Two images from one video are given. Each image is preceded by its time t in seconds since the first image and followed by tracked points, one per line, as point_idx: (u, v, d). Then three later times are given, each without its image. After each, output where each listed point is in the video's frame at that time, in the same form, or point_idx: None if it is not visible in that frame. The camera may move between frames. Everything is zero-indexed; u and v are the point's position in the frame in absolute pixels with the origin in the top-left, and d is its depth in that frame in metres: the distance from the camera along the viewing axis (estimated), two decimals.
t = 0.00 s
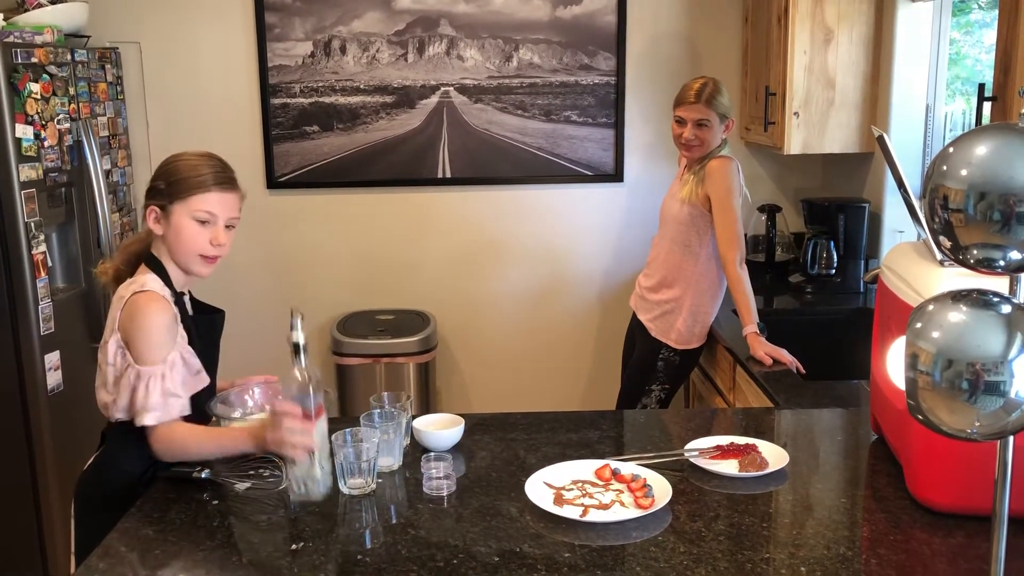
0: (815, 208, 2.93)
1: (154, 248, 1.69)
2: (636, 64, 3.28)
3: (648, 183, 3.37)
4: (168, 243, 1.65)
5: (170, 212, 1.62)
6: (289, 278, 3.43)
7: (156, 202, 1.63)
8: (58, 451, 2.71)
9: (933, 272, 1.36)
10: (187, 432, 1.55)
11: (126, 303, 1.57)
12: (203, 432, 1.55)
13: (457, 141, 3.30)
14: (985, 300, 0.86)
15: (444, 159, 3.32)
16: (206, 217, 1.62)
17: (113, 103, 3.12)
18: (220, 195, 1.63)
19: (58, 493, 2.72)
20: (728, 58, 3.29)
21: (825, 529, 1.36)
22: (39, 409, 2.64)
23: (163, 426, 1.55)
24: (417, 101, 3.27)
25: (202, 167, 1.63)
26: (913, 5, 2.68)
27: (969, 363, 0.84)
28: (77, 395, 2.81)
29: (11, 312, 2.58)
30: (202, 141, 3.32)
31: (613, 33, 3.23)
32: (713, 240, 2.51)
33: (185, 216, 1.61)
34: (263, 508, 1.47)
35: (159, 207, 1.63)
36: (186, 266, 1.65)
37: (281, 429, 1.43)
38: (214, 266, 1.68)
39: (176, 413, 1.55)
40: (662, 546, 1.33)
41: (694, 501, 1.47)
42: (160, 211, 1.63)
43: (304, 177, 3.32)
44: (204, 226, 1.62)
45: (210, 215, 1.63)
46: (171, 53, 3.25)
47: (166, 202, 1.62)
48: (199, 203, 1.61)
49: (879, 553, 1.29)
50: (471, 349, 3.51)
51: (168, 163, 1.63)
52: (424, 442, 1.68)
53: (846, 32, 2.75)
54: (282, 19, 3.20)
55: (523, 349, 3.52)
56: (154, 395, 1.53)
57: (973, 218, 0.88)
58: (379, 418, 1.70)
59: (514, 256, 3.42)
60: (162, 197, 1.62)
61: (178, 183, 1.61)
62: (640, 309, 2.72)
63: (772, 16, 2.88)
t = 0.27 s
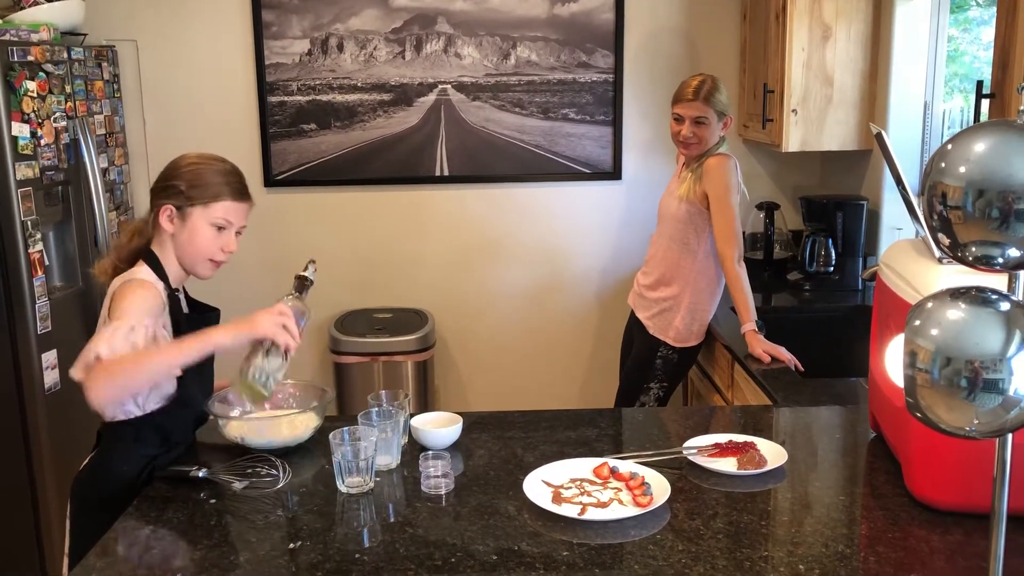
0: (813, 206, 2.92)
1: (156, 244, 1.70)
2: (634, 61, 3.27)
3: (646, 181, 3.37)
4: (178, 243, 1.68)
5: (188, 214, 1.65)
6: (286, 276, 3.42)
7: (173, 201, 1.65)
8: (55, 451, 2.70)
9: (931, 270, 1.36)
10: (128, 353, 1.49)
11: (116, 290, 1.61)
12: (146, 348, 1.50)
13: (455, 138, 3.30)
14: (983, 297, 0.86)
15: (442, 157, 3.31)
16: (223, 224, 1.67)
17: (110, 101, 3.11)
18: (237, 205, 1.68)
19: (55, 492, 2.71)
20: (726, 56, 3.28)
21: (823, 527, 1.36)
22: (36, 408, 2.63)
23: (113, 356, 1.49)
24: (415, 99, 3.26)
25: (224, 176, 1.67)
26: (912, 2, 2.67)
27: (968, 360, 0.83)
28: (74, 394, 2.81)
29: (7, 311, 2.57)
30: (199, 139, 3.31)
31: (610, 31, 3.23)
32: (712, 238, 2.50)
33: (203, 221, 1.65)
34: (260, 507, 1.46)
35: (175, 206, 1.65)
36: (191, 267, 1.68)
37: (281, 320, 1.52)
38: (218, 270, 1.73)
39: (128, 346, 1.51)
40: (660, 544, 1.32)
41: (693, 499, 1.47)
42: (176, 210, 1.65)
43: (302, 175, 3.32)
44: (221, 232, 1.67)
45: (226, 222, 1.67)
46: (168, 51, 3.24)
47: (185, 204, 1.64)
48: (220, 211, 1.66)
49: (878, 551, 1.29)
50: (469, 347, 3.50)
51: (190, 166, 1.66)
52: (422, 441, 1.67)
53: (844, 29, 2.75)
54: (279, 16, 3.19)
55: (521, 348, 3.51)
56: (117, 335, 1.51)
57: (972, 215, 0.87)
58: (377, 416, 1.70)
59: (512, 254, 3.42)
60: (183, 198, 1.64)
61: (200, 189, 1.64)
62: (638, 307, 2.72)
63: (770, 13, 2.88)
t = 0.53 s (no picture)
0: (811, 203, 2.91)
1: (149, 241, 1.69)
2: (631, 59, 3.27)
3: (643, 180, 3.37)
4: (173, 245, 1.68)
5: (188, 220, 1.65)
6: (284, 275, 3.42)
7: (174, 205, 1.64)
8: (53, 450, 2.70)
9: (929, 267, 1.36)
10: (145, 282, 1.57)
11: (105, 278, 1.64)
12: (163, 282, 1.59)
13: (453, 137, 3.29)
14: (981, 295, 0.86)
15: (439, 156, 3.31)
16: (220, 233, 1.69)
17: (107, 100, 3.11)
18: (236, 214, 1.70)
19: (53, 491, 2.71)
20: (723, 54, 3.28)
21: (821, 525, 1.36)
22: (34, 407, 2.63)
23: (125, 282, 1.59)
24: (412, 97, 3.26)
25: (225, 185, 1.68)
26: None
27: (965, 357, 0.84)
28: (72, 394, 2.80)
29: (5, 310, 2.57)
30: (196, 137, 3.31)
31: (608, 29, 3.23)
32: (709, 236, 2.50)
33: (203, 228, 1.66)
34: (257, 506, 1.46)
35: (175, 210, 1.65)
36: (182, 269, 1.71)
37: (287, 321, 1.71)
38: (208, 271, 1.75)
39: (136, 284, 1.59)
40: (658, 542, 1.32)
41: (691, 496, 1.47)
42: (175, 214, 1.65)
43: (299, 173, 3.32)
44: (217, 240, 1.69)
45: (223, 230, 1.69)
46: (164, 50, 3.23)
47: (186, 210, 1.64)
48: (219, 220, 1.67)
49: (876, 548, 1.29)
50: (467, 346, 3.50)
51: (191, 171, 1.65)
52: (419, 439, 1.67)
53: (842, 27, 2.75)
54: (276, 15, 3.19)
55: (519, 346, 3.51)
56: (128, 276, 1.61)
57: (969, 213, 0.87)
58: (375, 414, 1.70)
59: (509, 252, 3.42)
60: (184, 203, 1.64)
61: (203, 197, 1.64)
62: (636, 305, 2.72)
63: (768, 11, 2.88)
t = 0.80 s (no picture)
0: (808, 204, 2.90)
1: (136, 239, 1.69)
2: (629, 58, 3.27)
3: (641, 178, 3.37)
4: (160, 245, 1.68)
5: (176, 222, 1.65)
6: (282, 274, 3.41)
7: (163, 206, 1.63)
8: (51, 449, 2.70)
9: (926, 266, 1.37)
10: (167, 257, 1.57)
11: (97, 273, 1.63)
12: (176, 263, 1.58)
13: (450, 136, 3.29)
14: (977, 293, 0.86)
15: (437, 155, 3.31)
16: (207, 235, 1.69)
17: (105, 99, 3.11)
18: (224, 217, 1.70)
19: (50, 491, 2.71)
20: (721, 52, 3.28)
21: (818, 523, 1.36)
22: (32, 406, 2.63)
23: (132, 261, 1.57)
24: (410, 96, 3.26)
25: (214, 187, 1.68)
26: None
27: (961, 356, 0.84)
28: (70, 393, 2.80)
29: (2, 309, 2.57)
30: (193, 137, 3.31)
31: (606, 28, 3.23)
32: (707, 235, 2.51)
33: (190, 230, 1.67)
34: (255, 504, 1.46)
35: (164, 211, 1.64)
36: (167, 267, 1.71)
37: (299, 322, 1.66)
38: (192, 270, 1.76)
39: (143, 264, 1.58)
40: (656, 540, 1.33)
41: (688, 495, 1.47)
42: (163, 215, 1.64)
43: (297, 172, 3.32)
44: (203, 242, 1.70)
45: (210, 233, 1.69)
46: (162, 49, 3.23)
47: (175, 211, 1.64)
48: (206, 222, 1.67)
49: (873, 546, 1.29)
50: (465, 344, 3.51)
51: (180, 172, 1.65)
52: (418, 438, 1.67)
53: (839, 26, 2.75)
54: (274, 14, 3.19)
55: (517, 345, 3.52)
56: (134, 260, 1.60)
57: (965, 211, 0.88)
58: (373, 413, 1.71)
59: (507, 251, 3.42)
60: (173, 205, 1.64)
61: (192, 200, 1.64)
62: (634, 304, 2.72)
63: (765, 10, 2.88)
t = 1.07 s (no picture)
0: (806, 202, 2.91)
1: (124, 240, 1.70)
2: (627, 57, 3.27)
3: (639, 177, 3.37)
4: (149, 245, 1.68)
5: (164, 223, 1.65)
6: (279, 274, 3.41)
7: (150, 207, 1.63)
8: (49, 449, 2.69)
9: (922, 264, 1.37)
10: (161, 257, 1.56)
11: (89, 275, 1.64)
12: (172, 259, 1.58)
13: (448, 135, 3.29)
14: (973, 291, 0.87)
15: (435, 155, 3.31)
16: (195, 235, 1.69)
17: (102, 99, 3.10)
18: (212, 217, 1.69)
19: (48, 491, 2.71)
20: (718, 51, 3.29)
21: (816, 521, 1.36)
22: (29, 407, 2.63)
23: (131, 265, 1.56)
24: (408, 96, 3.26)
25: (202, 186, 1.67)
26: None
27: (958, 354, 0.84)
28: (67, 393, 2.80)
29: None
30: (190, 136, 3.30)
31: (603, 27, 3.23)
32: (704, 233, 2.51)
33: (177, 230, 1.67)
34: (253, 504, 1.46)
35: (151, 213, 1.64)
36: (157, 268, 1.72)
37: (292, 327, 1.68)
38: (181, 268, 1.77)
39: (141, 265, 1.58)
40: (653, 539, 1.33)
41: (686, 493, 1.47)
42: (150, 216, 1.64)
43: (295, 172, 3.31)
44: (191, 242, 1.70)
45: (198, 233, 1.69)
46: (159, 49, 3.23)
47: (162, 212, 1.64)
48: (194, 223, 1.67)
49: (870, 544, 1.29)
50: (463, 344, 3.51)
51: (167, 173, 1.64)
52: (415, 437, 1.67)
53: (836, 25, 2.75)
54: (271, 13, 3.19)
55: (515, 344, 3.52)
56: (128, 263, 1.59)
57: (961, 210, 0.88)
58: (371, 413, 1.70)
59: (505, 250, 3.42)
60: (159, 206, 1.63)
61: (179, 201, 1.64)
62: (631, 303, 2.72)
63: (762, 8, 2.88)
